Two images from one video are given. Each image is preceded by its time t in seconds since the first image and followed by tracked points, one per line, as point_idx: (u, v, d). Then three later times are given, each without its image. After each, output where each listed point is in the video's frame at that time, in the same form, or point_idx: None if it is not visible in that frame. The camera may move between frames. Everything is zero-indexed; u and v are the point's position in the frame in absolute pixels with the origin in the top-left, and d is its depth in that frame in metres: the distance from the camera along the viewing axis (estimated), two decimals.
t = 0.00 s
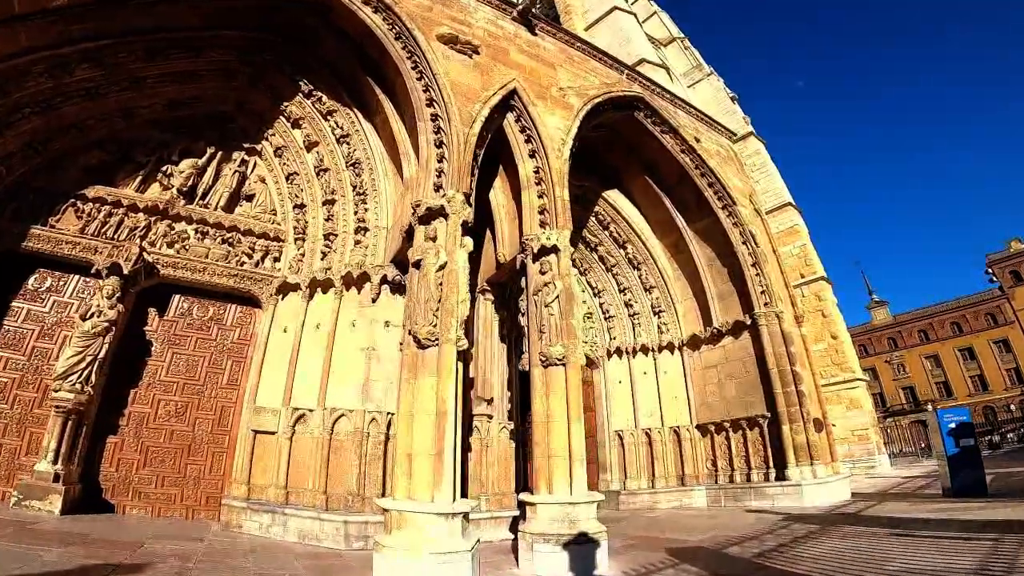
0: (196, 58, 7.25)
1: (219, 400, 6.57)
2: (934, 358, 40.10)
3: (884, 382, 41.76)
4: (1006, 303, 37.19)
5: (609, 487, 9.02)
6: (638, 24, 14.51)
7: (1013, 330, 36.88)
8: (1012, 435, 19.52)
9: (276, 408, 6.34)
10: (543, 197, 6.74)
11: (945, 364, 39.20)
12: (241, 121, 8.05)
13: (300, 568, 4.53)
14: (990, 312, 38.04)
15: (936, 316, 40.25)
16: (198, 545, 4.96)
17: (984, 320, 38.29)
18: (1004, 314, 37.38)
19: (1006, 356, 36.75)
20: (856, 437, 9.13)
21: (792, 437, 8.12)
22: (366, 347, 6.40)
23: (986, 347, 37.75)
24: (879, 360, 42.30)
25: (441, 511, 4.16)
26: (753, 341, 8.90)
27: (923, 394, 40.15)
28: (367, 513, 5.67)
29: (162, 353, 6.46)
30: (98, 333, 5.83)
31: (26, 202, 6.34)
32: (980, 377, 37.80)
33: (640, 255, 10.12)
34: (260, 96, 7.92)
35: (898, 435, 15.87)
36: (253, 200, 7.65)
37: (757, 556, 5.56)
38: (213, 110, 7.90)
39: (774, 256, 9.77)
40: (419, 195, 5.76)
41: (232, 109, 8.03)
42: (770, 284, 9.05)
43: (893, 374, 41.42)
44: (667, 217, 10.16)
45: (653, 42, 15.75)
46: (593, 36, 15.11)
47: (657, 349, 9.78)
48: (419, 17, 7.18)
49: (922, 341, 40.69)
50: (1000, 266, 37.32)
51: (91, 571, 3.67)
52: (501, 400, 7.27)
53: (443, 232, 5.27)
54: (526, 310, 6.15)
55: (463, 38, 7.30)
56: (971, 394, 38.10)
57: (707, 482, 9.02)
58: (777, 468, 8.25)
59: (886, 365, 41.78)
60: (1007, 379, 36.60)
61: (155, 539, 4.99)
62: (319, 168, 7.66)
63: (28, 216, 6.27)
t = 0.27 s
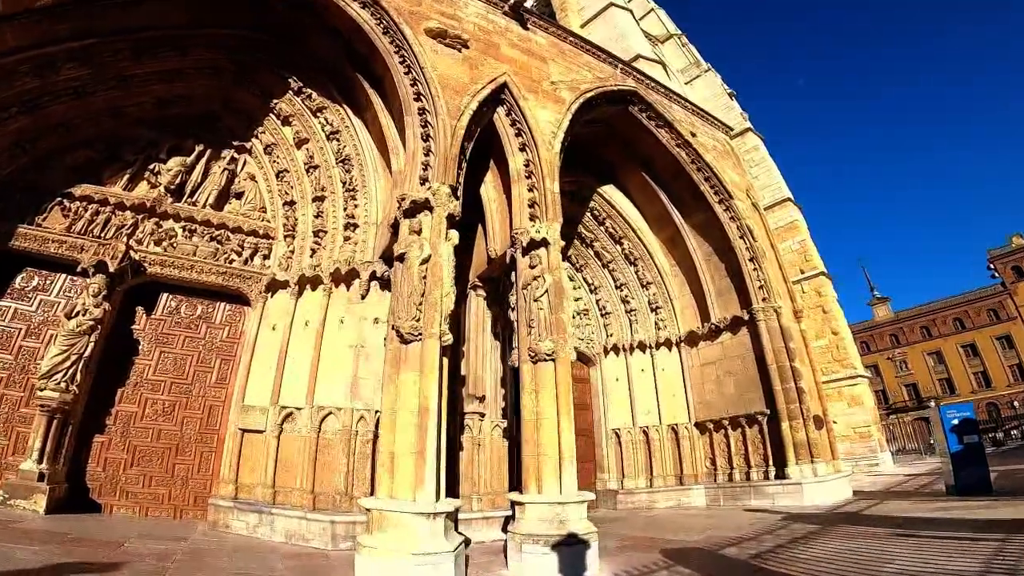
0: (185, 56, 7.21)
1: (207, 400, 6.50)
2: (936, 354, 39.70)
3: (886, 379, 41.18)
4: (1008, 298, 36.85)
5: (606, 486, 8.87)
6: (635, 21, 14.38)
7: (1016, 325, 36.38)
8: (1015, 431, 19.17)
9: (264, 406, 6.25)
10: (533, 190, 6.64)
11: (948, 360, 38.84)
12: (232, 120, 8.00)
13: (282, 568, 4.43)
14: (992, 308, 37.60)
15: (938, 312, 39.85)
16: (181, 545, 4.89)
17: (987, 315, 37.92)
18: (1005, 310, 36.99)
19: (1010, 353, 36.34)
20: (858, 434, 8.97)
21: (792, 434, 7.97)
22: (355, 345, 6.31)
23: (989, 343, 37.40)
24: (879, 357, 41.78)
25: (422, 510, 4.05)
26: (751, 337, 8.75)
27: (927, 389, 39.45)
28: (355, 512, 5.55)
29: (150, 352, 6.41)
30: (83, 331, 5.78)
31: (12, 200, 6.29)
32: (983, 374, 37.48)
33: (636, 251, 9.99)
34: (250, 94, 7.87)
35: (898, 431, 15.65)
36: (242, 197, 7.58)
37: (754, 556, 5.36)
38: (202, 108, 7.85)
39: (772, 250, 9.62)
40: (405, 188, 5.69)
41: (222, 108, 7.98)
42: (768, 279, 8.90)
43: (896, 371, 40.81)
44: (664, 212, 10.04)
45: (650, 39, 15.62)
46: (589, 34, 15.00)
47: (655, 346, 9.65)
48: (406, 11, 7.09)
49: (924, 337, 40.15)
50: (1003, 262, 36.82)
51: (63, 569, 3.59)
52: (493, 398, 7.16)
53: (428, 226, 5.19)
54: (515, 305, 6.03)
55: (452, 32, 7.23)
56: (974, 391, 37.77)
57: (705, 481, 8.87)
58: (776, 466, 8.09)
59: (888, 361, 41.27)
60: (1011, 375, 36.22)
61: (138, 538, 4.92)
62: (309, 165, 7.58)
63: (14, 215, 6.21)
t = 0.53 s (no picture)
0: (173, 54, 7.18)
1: (194, 398, 6.43)
2: (940, 351, 39.70)
3: (891, 378, 41.44)
4: (1012, 294, 36.45)
5: (603, 486, 8.73)
6: (631, 17, 14.25)
7: (1019, 322, 36.23)
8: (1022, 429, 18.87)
9: (251, 404, 6.18)
10: (521, 183, 6.56)
11: (951, 357, 38.75)
12: (222, 118, 7.98)
13: (260, 568, 4.35)
14: (996, 304, 37.40)
15: (942, 309, 39.75)
16: (162, 544, 4.82)
17: (991, 312, 37.69)
18: (1009, 306, 36.76)
19: (1014, 350, 36.26)
20: (860, 433, 8.79)
21: (790, 433, 7.81)
22: (342, 341, 6.24)
23: (992, 340, 37.23)
24: (884, 356, 41.78)
25: (398, 510, 3.92)
26: (749, 334, 8.60)
27: (931, 388, 39.61)
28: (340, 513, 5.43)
29: (137, 350, 6.36)
30: (67, 330, 5.76)
31: None
32: (987, 371, 37.49)
33: (633, 247, 9.85)
34: (240, 92, 7.83)
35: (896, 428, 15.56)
36: (231, 195, 7.55)
37: (745, 559, 5.20)
38: (192, 107, 7.81)
39: (770, 246, 9.47)
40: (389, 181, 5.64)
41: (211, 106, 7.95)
42: (766, 274, 8.74)
43: (900, 369, 40.96)
44: (660, 208, 9.91)
45: (647, 36, 15.51)
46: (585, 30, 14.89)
47: (652, 343, 9.51)
48: (394, 6, 7.01)
49: (928, 335, 40.21)
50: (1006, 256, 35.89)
51: (32, 568, 3.53)
52: (484, 396, 7.06)
53: (410, 220, 5.11)
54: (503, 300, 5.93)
55: (440, 26, 7.15)
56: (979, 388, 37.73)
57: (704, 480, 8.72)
58: (775, 465, 7.93)
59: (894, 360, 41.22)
60: (1015, 372, 36.11)
61: (119, 538, 4.86)
62: (298, 162, 7.52)
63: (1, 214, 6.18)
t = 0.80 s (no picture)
0: (163, 55, 7.18)
1: (183, 399, 6.38)
2: (943, 350, 39.50)
3: (892, 377, 41.21)
4: (1014, 293, 36.27)
5: (599, 488, 8.59)
6: (629, 15, 14.17)
7: (1022, 321, 36.06)
8: None
9: (239, 405, 6.11)
10: (511, 180, 6.47)
11: (954, 357, 38.50)
12: (212, 118, 7.99)
13: (240, 569, 4.29)
14: (999, 303, 37.18)
15: (945, 308, 39.56)
16: (144, 545, 4.78)
17: (994, 311, 37.46)
18: (1013, 305, 36.55)
19: (1017, 349, 35.99)
20: (861, 433, 8.62)
21: (788, 434, 7.67)
22: (330, 342, 6.01)
23: (995, 339, 36.97)
24: (886, 355, 41.58)
25: (375, 513, 3.86)
26: (747, 333, 8.47)
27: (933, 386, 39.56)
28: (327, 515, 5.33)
29: (125, 351, 6.33)
30: (54, 330, 5.75)
31: None
32: (990, 369, 37.06)
33: (629, 246, 9.74)
34: (231, 91, 7.80)
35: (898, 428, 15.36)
36: (221, 194, 7.53)
37: (739, 565, 4.97)
38: (183, 107, 7.81)
39: (768, 243, 9.34)
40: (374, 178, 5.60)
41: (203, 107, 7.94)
42: (763, 272, 8.61)
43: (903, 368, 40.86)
44: (657, 206, 9.80)
45: (647, 35, 15.41)
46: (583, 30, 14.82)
47: (649, 343, 9.39)
48: (383, 3, 6.95)
49: (931, 334, 40.00)
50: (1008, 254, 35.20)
51: (5, 567, 3.50)
52: (475, 396, 6.97)
53: (393, 217, 5.05)
54: (492, 299, 5.83)
55: (429, 23, 7.10)
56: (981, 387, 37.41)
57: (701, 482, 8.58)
58: (773, 466, 7.79)
59: (896, 359, 41.00)
60: (1019, 371, 35.83)
61: (101, 538, 4.82)
62: (289, 161, 7.46)
63: None
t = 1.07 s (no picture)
0: (148, 51, 7.13)
1: (166, 396, 6.33)
2: (941, 348, 39.26)
3: (890, 375, 40.95)
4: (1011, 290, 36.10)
5: (591, 487, 8.46)
6: (623, 11, 14.08)
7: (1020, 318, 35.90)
8: None
9: (221, 402, 6.03)
10: (496, 173, 6.36)
11: (953, 355, 38.30)
12: (197, 114, 7.92)
13: (213, 567, 4.19)
14: (997, 300, 37.01)
15: (943, 305, 39.38)
16: (121, 543, 4.70)
17: (992, 308, 37.28)
18: (1011, 302, 36.43)
19: (1016, 346, 35.74)
20: (858, 430, 8.49)
21: (783, 431, 7.54)
22: (313, 338, 5.86)
23: (994, 336, 36.78)
24: (884, 352, 41.37)
25: (347, 510, 3.72)
26: (741, 329, 8.36)
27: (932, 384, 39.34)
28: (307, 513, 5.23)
29: (107, 347, 6.29)
30: (34, 326, 5.66)
31: None
32: (989, 368, 36.91)
33: (622, 241, 9.64)
34: (217, 88, 7.73)
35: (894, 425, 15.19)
36: (206, 190, 7.49)
37: (728, 568, 4.76)
38: (169, 104, 7.75)
39: (762, 238, 9.23)
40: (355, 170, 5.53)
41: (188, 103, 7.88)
42: (757, 267, 8.49)
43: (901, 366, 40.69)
44: (651, 201, 9.69)
45: (642, 32, 15.30)
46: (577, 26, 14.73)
47: (641, 339, 9.30)
48: None
49: (929, 332, 39.75)
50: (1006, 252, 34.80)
51: None
52: (462, 393, 6.87)
53: (372, 208, 4.99)
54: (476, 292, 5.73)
55: (415, 16, 7.02)
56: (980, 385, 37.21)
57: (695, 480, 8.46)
58: (767, 464, 7.65)
59: (894, 357, 40.79)
60: (1017, 369, 35.63)
61: (77, 535, 4.74)
62: (275, 156, 7.41)
63: None
